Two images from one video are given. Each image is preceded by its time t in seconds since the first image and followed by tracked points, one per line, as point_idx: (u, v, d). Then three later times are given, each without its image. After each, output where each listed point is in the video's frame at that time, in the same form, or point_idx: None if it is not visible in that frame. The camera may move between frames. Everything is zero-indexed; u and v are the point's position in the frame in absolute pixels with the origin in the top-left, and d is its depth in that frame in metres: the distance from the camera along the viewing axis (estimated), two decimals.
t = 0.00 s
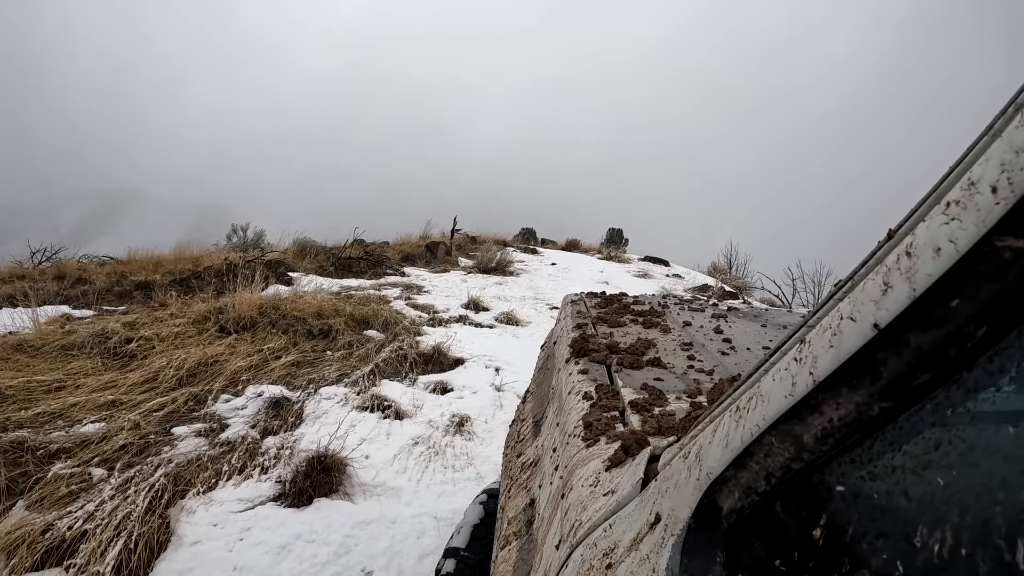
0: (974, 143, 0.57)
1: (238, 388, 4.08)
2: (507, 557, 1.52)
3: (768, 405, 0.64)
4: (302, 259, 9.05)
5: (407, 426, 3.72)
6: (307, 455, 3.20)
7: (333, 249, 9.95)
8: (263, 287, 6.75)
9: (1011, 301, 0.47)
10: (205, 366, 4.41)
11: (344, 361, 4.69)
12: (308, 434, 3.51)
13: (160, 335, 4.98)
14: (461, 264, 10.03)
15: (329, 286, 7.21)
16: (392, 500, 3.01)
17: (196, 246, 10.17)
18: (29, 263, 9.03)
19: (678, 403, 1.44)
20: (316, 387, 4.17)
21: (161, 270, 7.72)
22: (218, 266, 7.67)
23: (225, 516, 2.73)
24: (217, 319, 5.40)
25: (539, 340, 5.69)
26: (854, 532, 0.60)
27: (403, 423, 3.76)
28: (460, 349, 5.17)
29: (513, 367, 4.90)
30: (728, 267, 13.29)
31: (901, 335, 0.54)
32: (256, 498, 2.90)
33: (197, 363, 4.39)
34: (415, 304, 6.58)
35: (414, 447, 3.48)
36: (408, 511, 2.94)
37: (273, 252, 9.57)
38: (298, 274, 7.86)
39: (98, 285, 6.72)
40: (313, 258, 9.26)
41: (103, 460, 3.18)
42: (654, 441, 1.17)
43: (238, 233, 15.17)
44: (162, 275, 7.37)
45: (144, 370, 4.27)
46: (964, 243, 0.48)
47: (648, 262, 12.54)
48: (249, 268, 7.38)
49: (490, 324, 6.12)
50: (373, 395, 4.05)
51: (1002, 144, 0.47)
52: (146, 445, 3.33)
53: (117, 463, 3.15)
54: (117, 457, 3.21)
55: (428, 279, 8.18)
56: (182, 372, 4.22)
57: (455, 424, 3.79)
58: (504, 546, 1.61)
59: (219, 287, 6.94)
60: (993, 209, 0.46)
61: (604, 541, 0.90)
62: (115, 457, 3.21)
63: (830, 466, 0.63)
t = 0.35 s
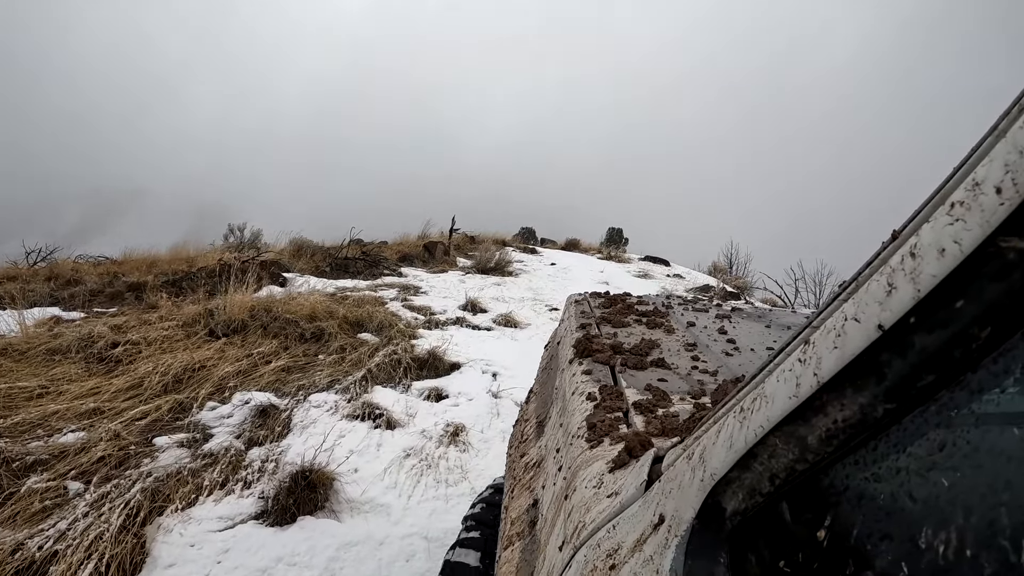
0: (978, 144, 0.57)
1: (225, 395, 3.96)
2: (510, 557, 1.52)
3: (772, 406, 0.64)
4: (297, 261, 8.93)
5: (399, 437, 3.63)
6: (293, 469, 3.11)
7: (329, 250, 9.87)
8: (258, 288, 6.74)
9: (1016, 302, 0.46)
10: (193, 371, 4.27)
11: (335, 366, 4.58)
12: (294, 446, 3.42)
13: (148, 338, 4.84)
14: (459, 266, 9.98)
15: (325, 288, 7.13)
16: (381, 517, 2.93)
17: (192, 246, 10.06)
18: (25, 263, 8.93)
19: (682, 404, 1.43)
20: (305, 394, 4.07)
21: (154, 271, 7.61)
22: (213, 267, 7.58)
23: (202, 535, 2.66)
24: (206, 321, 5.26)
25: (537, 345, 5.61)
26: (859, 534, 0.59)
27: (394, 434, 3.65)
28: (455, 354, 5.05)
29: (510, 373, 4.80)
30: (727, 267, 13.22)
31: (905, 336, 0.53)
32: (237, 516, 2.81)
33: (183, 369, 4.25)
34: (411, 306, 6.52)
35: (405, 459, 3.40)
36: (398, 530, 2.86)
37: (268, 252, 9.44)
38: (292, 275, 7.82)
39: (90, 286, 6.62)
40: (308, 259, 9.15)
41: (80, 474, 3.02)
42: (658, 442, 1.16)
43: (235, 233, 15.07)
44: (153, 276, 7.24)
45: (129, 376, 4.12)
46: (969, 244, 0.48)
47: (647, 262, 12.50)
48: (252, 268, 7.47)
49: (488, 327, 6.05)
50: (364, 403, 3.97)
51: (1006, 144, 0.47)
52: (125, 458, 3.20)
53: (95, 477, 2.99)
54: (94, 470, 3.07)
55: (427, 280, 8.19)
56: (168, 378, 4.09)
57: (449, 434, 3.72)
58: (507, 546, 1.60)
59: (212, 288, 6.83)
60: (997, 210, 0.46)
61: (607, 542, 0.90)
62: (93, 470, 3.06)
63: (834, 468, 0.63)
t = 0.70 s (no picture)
0: (980, 144, 0.57)
1: (209, 405, 3.88)
2: (507, 550, 1.52)
3: (770, 404, 0.64)
4: (292, 263, 8.83)
5: (386, 451, 3.52)
6: (274, 486, 3.04)
7: (325, 251, 9.78)
8: (249, 291, 6.80)
9: (1016, 306, 0.47)
10: (178, 379, 4.19)
11: (324, 374, 4.49)
12: (276, 460, 3.32)
13: (134, 343, 4.75)
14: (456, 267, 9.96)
15: (319, 290, 7.10)
16: (363, 538, 2.82)
17: (188, 247, 9.99)
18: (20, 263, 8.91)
19: (682, 399, 1.44)
20: (291, 404, 3.97)
21: (146, 272, 7.51)
22: (207, 267, 7.57)
23: (174, 556, 2.56)
24: (194, 326, 5.17)
25: (534, 350, 5.49)
26: (854, 533, 0.60)
27: (379, 447, 3.54)
28: (447, 361, 4.92)
29: (503, 381, 4.67)
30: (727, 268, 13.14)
31: (904, 337, 0.54)
32: (213, 536, 2.72)
33: (168, 377, 4.17)
34: (406, 309, 6.45)
35: (390, 475, 3.29)
36: (378, 554, 2.74)
37: (262, 254, 9.34)
38: (286, 277, 7.78)
39: (81, 288, 6.56)
40: (302, 262, 9.06)
41: (55, 489, 2.96)
42: (657, 437, 1.17)
43: (232, 233, 15.06)
44: (145, 278, 7.16)
45: (113, 384, 4.04)
46: (969, 246, 0.48)
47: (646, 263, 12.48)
48: (247, 270, 7.44)
49: (483, 331, 5.96)
50: (350, 413, 3.85)
51: (1009, 148, 0.47)
52: (103, 471, 3.13)
53: (69, 493, 2.93)
54: (70, 484, 3.00)
55: (423, 283, 8.13)
56: (151, 387, 4.00)
57: (437, 447, 3.60)
58: (505, 539, 1.61)
59: (203, 290, 6.75)
60: (998, 213, 0.46)
61: (604, 536, 0.90)
62: (69, 484, 3.00)
63: (831, 467, 0.63)
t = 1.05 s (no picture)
0: (982, 147, 0.57)
1: (191, 409, 3.72)
2: (508, 550, 1.52)
3: (771, 406, 0.64)
4: (287, 264, 8.70)
5: (374, 459, 3.27)
6: (255, 496, 2.85)
7: (321, 251, 9.66)
8: (242, 293, 6.71)
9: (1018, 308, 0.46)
10: (163, 381, 4.06)
11: (313, 377, 4.28)
12: (256, 471, 3.11)
13: (120, 345, 4.62)
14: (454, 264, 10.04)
15: (314, 292, 7.01)
16: (346, 556, 2.58)
17: (184, 247, 9.88)
18: (16, 263, 8.84)
19: (683, 401, 1.43)
20: (276, 409, 3.76)
21: (139, 272, 7.41)
22: (200, 266, 7.49)
23: None
24: (182, 328, 5.03)
25: (534, 353, 5.30)
26: (855, 535, 0.60)
27: (366, 456, 3.29)
28: (441, 363, 4.73)
29: (499, 384, 4.44)
30: (729, 267, 13.01)
31: (906, 339, 0.53)
32: (186, 552, 2.54)
33: (154, 379, 4.03)
34: (402, 310, 6.36)
35: (375, 486, 3.03)
36: (359, 574, 2.51)
37: (257, 254, 9.20)
38: (281, 277, 7.67)
39: (72, 289, 6.44)
40: (298, 262, 8.93)
41: (28, 498, 2.84)
42: (658, 439, 1.17)
43: (230, 232, 15.02)
44: (137, 278, 7.02)
45: (95, 387, 3.91)
46: (971, 248, 0.48)
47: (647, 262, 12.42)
48: (243, 271, 7.37)
49: (480, 332, 5.86)
50: (338, 419, 3.62)
51: (1012, 149, 0.47)
52: (77, 481, 2.99)
53: (42, 503, 2.81)
54: (44, 494, 2.88)
55: (420, 283, 8.04)
56: (135, 390, 3.87)
57: (427, 456, 3.35)
58: (505, 540, 1.61)
59: (196, 291, 6.64)
60: (1000, 215, 0.46)
61: (604, 537, 0.90)
62: (44, 493, 2.88)
63: (831, 469, 0.63)
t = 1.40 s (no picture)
0: (979, 148, 0.57)
1: (175, 416, 3.67)
2: (506, 553, 1.52)
3: (770, 407, 0.64)
4: (282, 264, 8.66)
5: (361, 471, 3.22)
6: (236, 510, 2.77)
7: (317, 251, 9.62)
8: (235, 294, 6.67)
9: (1016, 307, 0.46)
10: (149, 385, 4.02)
11: (301, 382, 4.23)
12: (238, 482, 3.05)
13: (107, 348, 4.58)
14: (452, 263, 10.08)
15: (308, 293, 6.98)
16: None
17: (180, 246, 9.85)
18: (9, 262, 8.80)
19: (680, 402, 1.43)
20: (263, 416, 3.71)
21: (132, 272, 7.37)
22: (194, 266, 7.46)
23: None
24: (171, 330, 5.00)
25: (530, 355, 5.31)
26: (854, 535, 0.60)
27: (353, 467, 3.24)
28: (436, 366, 4.69)
29: (495, 389, 4.41)
30: (728, 268, 13.00)
31: (904, 339, 0.53)
32: (161, 569, 2.46)
33: (140, 384, 4.00)
34: (396, 311, 6.33)
35: (362, 499, 2.98)
36: None
37: (252, 254, 9.16)
38: (275, 277, 7.63)
39: (64, 289, 6.41)
40: (293, 262, 8.90)
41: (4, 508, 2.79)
42: (655, 440, 1.16)
43: (226, 231, 14.99)
44: (129, 277, 6.97)
45: (79, 392, 3.87)
46: (969, 247, 0.48)
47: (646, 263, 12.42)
48: (237, 272, 7.33)
49: (476, 334, 5.84)
50: (325, 428, 3.57)
51: (1009, 148, 0.47)
52: (54, 492, 2.94)
53: (17, 514, 2.75)
54: (19, 505, 2.82)
55: (417, 283, 8.03)
56: (119, 396, 3.82)
57: (417, 467, 3.30)
58: (503, 542, 1.60)
59: (190, 292, 6.62)
60: (998, 214, 0.46)
61: (603, 540, 0.90)
62: (19, 504, 2.82)
63: (830, 469, 0.63)
